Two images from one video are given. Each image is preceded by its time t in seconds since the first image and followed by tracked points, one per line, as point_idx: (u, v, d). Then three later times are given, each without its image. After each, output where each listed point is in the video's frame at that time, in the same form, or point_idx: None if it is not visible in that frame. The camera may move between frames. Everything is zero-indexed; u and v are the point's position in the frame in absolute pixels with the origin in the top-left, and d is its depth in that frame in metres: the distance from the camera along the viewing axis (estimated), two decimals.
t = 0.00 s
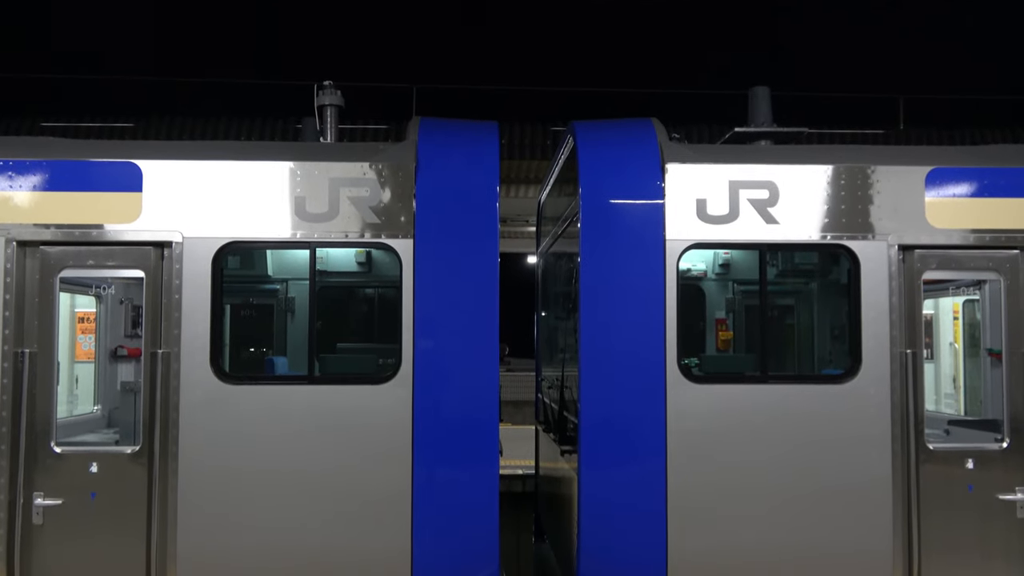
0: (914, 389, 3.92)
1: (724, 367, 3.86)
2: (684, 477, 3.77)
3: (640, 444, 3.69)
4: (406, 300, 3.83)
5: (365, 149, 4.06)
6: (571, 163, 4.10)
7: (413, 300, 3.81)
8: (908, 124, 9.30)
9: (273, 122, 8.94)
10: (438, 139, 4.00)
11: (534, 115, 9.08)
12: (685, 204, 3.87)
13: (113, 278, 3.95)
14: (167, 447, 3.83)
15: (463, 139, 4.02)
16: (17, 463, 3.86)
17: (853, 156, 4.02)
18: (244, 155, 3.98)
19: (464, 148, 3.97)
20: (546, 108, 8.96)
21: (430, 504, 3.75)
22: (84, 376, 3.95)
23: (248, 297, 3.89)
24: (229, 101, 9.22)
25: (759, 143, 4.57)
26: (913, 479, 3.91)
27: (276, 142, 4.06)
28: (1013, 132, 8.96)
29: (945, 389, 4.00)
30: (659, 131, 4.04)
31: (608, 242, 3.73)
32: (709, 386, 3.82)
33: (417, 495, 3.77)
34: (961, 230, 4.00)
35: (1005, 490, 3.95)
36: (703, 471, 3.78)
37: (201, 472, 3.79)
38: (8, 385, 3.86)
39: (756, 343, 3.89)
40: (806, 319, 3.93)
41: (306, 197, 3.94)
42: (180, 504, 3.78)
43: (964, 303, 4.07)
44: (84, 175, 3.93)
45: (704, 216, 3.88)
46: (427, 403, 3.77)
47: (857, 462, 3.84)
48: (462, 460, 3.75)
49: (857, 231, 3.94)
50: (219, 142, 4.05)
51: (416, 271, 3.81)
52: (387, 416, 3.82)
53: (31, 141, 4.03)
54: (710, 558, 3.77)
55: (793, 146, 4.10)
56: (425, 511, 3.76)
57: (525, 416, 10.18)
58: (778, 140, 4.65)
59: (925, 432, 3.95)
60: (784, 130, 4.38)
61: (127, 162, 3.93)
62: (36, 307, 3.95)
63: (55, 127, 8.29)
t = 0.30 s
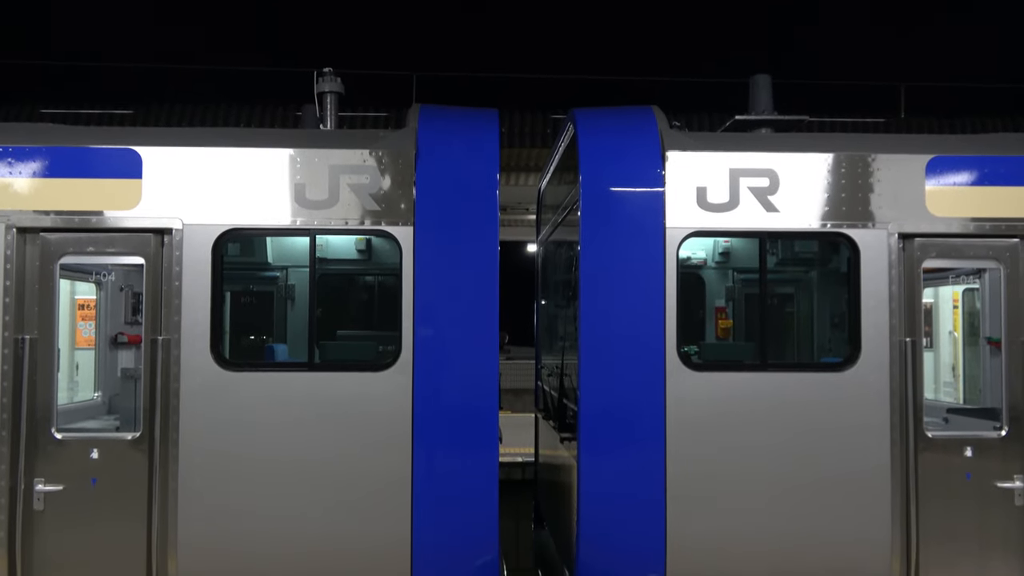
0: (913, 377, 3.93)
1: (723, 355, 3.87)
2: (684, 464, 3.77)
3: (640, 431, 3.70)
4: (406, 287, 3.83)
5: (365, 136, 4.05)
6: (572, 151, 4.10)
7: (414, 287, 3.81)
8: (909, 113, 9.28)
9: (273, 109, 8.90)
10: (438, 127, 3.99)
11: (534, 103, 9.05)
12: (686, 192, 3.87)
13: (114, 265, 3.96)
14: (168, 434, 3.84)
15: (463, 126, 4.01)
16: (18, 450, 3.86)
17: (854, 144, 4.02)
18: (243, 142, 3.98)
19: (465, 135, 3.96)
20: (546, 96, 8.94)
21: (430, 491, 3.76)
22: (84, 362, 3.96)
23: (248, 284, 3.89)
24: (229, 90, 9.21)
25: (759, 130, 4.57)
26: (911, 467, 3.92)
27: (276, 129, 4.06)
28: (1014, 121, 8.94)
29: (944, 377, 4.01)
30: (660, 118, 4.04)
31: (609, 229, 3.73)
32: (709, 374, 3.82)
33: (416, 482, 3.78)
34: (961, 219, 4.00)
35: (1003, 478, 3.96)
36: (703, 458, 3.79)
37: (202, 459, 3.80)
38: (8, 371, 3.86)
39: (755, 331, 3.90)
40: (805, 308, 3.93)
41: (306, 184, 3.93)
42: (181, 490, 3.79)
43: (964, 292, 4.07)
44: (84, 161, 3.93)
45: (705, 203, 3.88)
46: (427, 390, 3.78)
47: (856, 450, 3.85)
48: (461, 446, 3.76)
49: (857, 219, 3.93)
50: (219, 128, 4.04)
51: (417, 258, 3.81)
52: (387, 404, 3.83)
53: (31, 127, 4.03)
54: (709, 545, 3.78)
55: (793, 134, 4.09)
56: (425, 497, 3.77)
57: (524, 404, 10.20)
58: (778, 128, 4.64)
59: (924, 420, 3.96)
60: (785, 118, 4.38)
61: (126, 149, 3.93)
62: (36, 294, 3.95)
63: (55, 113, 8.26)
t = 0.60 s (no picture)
0: (912, 365, 3.94)
1: (724, 342, 3.87)
2: (683, 451, 3.78)
3: (640, 418, 3.71)
4: (406, 274, 3.82)
5: (365, 122, 4.04)
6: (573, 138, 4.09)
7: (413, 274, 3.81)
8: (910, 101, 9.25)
9: (273, 96, 8.87)
10: (439, 113, 3.99)
11: (535, 89, 9.02)
12: (686, 179, 3.86)
13: (114, 250, 3.96)
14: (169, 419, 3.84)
15: (464, 113, 4.00)
16: (19, 435, 3.86)
17: (855, 132, 4.01)
18: (243, 128, 3.97)
19: (466, 122, 3.95)
20: (547, 82, 8.91)
21: (430, 477, 3.77)
22: (84, 348, 3.98)
23: (248, 270, 3.89)
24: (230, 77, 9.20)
25: (760, 117, 4.56)
26: (910, 455, 3.93)
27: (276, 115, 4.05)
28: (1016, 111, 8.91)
29: (944, 365, 4.02)
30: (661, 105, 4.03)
31: (609, 216, 3.73)
32: (709, 361, 3.82)
33: (416, 469, 3.79)
34: (962, 206, 3.99)
35: (1002, 465, 3.97)
36: (702, 445, 3.80)
37: (203, 445, 3.81)
38: (9, 357, 3.87)
39: (755, 319, 3.89)
40: (806, 296, 3.93)
41: (306, 169, 3.93)
42: (182, 476, 3.80)
43: (964, 280, 4.08)
44: (84, 146, 3.92)
45: (705, 190, 3.87)
46: (427, 377, 3.78)
47: (856, 438, 3.86)
48: (460, 433, 3.76)
49: (858, 207, 3.93)
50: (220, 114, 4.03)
51: (417, 245, 3.81)
52: (387, 390, 3.83)
53: (30, 112, 4.01)
54: (708, 531, 3.80)
55: (795, 121, 4.08)
56: (425, 484, 3.78)
57: (524, 391, 10.22)
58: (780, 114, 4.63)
59: (923, 408, 3.97)
60: (786, 105, 4.36)
61: (126, 134, 3.92)
62: (36, 279, 3.94)
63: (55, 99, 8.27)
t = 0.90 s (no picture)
0: (914, 353, 3.93)
1: (725, 330, 3.87)
2: (685, 438, 3.78)
3: (641, 406, 3.71)
4: (409, 262, 3.82)
5: (367, 109, 4.04)
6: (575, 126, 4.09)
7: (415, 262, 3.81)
8: (913, 89, 9.21)
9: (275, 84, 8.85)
10: (441, 101, 3.98)
11: (537, 77, 8.99)
12: (689, 166, 3.86)
13: (116, 238, 3.96)
14: (172, 406, 3.85)
15: (466, 100, 4.00)
16: (22, 421, 3.87)
17: (858, 119, 4.00)
18: (245, 115, 3.97)
19: (468, 110, 3.95)
20: (548, 70, 8.88)
21: (431, 465, 3.78)
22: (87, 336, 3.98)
23: (250, 258, 3.89)
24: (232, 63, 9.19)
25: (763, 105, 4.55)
26: (912, 442, 3.94)
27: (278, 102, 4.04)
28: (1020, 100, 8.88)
29: (946, 354, 4.01)
30: (664, 92, 4.02)
31: (611, 204, 3.72)
32: (711, 349, 3.82)
33: (418, 456, 3.80)
34: (964, 194, 3.99)
35: (1003, 453, 3.97)
36: (704, 433, 3.80)
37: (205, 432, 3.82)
38: (12, 344, 3.87)
39: (757, 307, 3.89)
40: (808, 283, 3.93)
41: (308, 157, 3.92)
42: (185, 463, 3.81)
43: (967, 268, 4.06)
44: (86, 133, 3.92)
45: (707, 178, 3.86)
46: (428, 364, 3.79)
47: (857, 425, 3.87)
48: (462, 421, 3.77)
49: (861, 194, 3.92)
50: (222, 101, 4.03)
51: (418, 232, 3.81)
52: (389, 378, 3.84)
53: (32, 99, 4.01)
54: (709, 518, 3.81)
55: (798, 109, 4.07)
56: (426, 471, 3.79)
57: (526, 378, 10.22)
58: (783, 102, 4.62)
59: (925, 396, 3.97)
60: (789, 92, 4.35)
61: (129, 121, 3.92)
62: (39, 266, 3.95)
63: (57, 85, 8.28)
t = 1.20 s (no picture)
0: (914, 337, 3.93)
1: (726, 315, 3.87)
2: (685, 424, 3.79)
3: (642, 391, 3.71)
4: (409, 248, 3.82)
5: (366, 94, 4.02)
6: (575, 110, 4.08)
7: (414, 248, 3.81)
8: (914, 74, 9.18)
9: (274, 71, 8.81)
10: (440, 86, 3.97)
11: (537, 63, 8.93)
12: (689, 150, 3.85)
13: (115, 224, 3.96)
14: (172, 393, 3.86)
15: (466, 86, 3.98)
16: (23, 408, 3.87)
17: (859, 102, 3.98)
18: (244, 100, 3.95)
19: (468, 94, 3.93)
20: (549, 55, 8.82)
21: (432, 450, 3.79)
22: (87, 323, 3.98)
23: (249, 244, 3.89)
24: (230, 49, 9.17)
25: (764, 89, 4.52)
26: (911, 426, 3.94)
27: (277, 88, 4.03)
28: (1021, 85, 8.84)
29: (946, 338, 4.02)
30: (664, 76, 4.01)
31: (611, 189, 3.71)
32: (712, 334, 3.82)
33: (418, 441, 3.80)
34: (965, 177, 3.98)
35: (1003, 437, 3.98)
36: (704, 418, 3.81)
37: (206, 418, 3.82)
38: (11, 331, 3.86)
39: (757, 292, 3.89)
40: (808, 268, 3.92)
41: (307, 142, 3.91)
42: (186, 450, 3.82)
43: (967, 252, 4.06)
44: (84, 119, 3.91)
45: (707, 162, 3.85)
46: (428, 351, 3.79)
47: (856, 410, 3.87)
48: (462, 407, 3.77)
49: (861, 178, 3.92)
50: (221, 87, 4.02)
51: (418, 218, 3.81)
52: (389, 364, 3.83)
53: (31, 85, 4.00)
54: (710, 503, 3.81)
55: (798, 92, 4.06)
56: (427, 457, 3.79)
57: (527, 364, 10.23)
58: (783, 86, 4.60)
59: (925, 379, 3.97)
60: (790, 75, 4.33)
61: (127, 107, 3.90)
62: (39, 253, 3.94)
63: (55, 70, 8.27)
